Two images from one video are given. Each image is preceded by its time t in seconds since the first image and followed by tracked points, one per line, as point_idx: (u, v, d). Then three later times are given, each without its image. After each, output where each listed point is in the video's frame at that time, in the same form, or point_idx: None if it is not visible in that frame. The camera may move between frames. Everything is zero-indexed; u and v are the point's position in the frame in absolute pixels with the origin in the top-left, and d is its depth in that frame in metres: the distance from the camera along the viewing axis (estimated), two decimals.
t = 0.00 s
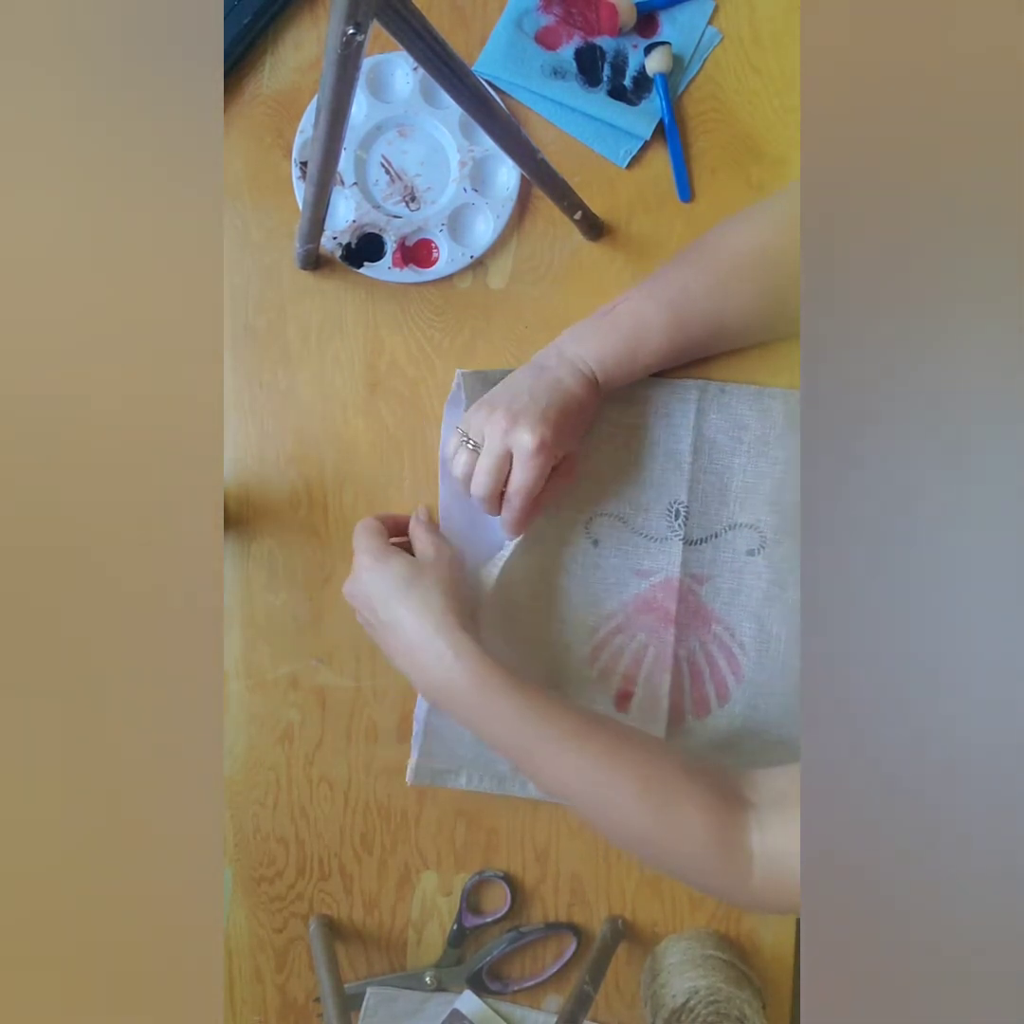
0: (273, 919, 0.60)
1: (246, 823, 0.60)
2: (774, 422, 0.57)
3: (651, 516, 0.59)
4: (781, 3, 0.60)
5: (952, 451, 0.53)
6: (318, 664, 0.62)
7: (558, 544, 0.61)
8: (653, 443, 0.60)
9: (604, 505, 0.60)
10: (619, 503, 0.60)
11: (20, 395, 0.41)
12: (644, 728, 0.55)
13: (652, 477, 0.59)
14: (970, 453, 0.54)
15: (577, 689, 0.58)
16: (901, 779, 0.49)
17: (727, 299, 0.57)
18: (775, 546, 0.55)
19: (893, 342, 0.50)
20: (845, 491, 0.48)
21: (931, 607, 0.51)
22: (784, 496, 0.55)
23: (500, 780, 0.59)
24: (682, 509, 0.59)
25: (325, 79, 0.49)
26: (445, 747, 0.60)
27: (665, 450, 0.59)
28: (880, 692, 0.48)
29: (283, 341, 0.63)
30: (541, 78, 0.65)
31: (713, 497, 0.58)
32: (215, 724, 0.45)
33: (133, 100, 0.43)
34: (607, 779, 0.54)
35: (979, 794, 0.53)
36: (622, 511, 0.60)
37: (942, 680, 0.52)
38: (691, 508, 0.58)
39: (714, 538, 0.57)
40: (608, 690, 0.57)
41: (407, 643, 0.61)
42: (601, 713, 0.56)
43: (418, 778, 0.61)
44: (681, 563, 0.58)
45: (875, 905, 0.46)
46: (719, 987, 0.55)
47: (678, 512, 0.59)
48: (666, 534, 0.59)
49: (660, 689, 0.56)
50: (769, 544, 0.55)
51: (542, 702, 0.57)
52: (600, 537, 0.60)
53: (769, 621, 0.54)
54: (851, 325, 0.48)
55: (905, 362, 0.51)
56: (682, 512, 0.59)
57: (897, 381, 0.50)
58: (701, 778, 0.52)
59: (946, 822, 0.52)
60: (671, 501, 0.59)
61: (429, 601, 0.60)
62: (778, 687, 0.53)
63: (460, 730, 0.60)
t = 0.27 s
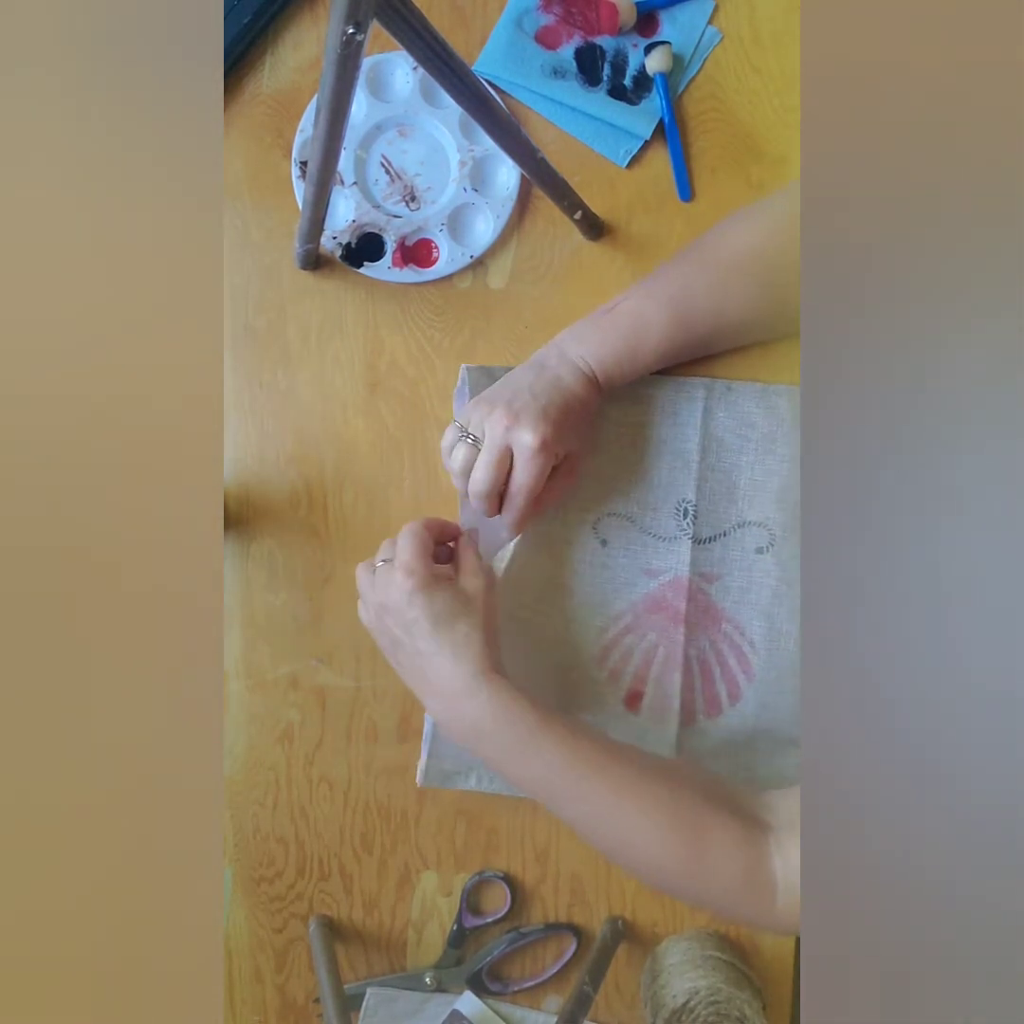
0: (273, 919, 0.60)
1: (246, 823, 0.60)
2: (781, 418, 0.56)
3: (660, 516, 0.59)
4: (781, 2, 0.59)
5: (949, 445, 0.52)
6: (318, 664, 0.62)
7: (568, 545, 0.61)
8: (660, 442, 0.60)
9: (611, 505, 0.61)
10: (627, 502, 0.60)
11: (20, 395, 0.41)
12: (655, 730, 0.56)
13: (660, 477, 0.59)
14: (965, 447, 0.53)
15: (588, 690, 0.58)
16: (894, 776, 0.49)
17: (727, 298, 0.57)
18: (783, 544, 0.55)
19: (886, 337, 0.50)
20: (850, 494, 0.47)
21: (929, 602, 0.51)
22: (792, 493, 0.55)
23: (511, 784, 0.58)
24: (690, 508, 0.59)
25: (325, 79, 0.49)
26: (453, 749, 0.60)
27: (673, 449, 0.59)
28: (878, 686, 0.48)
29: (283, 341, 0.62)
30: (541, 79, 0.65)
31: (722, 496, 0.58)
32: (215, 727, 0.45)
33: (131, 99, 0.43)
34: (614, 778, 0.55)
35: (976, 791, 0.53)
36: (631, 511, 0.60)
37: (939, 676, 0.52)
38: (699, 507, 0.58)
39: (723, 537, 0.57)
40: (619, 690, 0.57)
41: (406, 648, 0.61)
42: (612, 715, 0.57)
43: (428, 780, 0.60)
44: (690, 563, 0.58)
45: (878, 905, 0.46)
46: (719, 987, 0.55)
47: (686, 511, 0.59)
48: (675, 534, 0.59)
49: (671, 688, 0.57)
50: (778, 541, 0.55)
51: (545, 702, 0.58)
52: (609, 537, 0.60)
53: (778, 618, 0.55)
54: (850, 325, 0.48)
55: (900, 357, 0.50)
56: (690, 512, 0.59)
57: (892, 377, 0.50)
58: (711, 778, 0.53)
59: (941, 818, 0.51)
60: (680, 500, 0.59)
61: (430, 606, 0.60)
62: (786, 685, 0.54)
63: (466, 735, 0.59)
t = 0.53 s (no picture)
0: (273, 919, 0.60)
1: (246, 823, 0.60)
2: (768, 415, 0.57)
3: (650, 516, 0.60)
4: (781, 2, 0.59)
5: (948, 441, 0.52)
6: (318, 664, 0.62)
7: (559, 548, 0.61)
8: (649, 443, 0.61)
9: (603, 505, 0.61)
10: (618, 503, 0.60)
11: (18, 396, 0.41)
12: (652, 731, 0.56)
13: (650, 477, 0.60)
14: (965, 443, 0.53)
15: (584, 691, 0.58)
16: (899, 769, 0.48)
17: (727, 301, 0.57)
18: (776, 541, 0.56)
19: (888, 339, 0.49)
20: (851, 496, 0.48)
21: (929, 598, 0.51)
22: (783, 492, 0.57)
23: (511, 787, 0.59)
24: (680, 507, 0.60)
25: (325, 79, 0.49)
26: (458, 751, 0.60)
27: (662, 448, 0.60)
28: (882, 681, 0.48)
29: (283, 341, 0.62)
30: (541, 78, 0.65)
31: (712, 495, 0.59)
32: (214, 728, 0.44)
33: (131, 98, 0.43)
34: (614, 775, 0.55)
35: (977, 788, 0.53)
36: (622, 511, 0.60)
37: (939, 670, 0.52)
38: (689, 506, 0.59)
39: (715, 536, 0.58)
40: (614, 692, 0.57)
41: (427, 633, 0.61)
42: (610, 717, 0.57)
43: (432, 782, 0.60)
44: (682, 561, 0.59)
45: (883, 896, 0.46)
46: (719, 988, 0.55)
47: (678, 510, 0.59)
48: (666, 533, 0.59)
49: (667, 689, 0.57)
50: (769, 538, 0.57)
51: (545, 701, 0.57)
52: (600, 539, 0.60)
53: (773, 615, 0.56)
54: (849, 334, 0.49)
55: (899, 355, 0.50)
56: (681, 510, 0.59)
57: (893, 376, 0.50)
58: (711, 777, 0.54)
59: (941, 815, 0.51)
60: (670, 499, 0.60)
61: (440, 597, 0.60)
62: (783, 682, 0.55)
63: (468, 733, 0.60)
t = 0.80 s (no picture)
0: (272, 919, 0.60)
1: (246, 823, 0.60)
2: (771, 414, 0.57)
3: (654, 515, 0.60)
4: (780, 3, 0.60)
5: (948, 439, 0.52)
6: (318, 664, 0.62)
7: (561, 547, 0.60)
8: (653, 441, 0.60)
9: (606, 504, 0.60)
10: (622, 502, 0.60)
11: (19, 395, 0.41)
12: (655, 729, 0.56)
13: (654, 476, 0.60)
14: (966, 441, 0.53)
15: (587, 690, 0.57)
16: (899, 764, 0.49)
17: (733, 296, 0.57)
18: (779, 541, 0.56)
19: (890, 338, 0.50)
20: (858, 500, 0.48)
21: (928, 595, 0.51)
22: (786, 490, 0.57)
23: (515, 785, 0.59)
24: (684, 506, 0.59)
25: (325, 79, 0.49)
26: (461, 750, 0.60)
27: (666, 448, 0.60)
28: (880, 681, 0.48)
29: (283, 342, 0.62)
30: (540, 78, 0.65)
31: (715, 494, 0.58)
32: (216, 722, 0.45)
33: (130, 96, 0.43)
34: (616, 773, 0.55)
35: (978, 788, 0.53)
36: (625, 511, 0.60)
37: (934, 672, 0.52)
38: (693, 505, 0.59)
39: (718, 536, 0.58)
40: (618, 693, 0.57)
41: (426, 636, 0.61)
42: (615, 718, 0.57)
43: (435, 783, 0.60)
44: (686, 562, 0.58)
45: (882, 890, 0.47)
46: (719, 988, 0.55)
47: (682, 510, 0.59)
48: (670, 533, 0.59)
49: (670, 688, 0.57)
50: (773, 538, 0.57)
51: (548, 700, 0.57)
52: (604, 538, 0.60)
53: (777, 615, 0.56)
54: (852, 340, 0.49)
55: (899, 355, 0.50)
56: (685, 510, 0.59)
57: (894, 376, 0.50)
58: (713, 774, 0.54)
59: (941, 815, 0.51)
60: (675, 499, 0.59)
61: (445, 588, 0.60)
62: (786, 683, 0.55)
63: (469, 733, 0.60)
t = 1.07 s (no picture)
0: (272, 919, 0.60)
1: (246, 823, 0.60)
2: (782, 414, 0.58)
3: (662, 510, 0.60)
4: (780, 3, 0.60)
5: (943, 439, 0.52)
6: (318, 664, 0.62)
7: (569, 539, 0.61)
8: (664, 436, 0.61)
9: (614, 498, 0.61)
10: (630, 496, 0.61)
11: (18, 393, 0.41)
12: (657, 724, 0.56)
13: (664, 472, 0.60)
14: (967, 436, 0.53)
15: (591, 683, 0.58)
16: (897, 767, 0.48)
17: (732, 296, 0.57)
18: (787, 540, 0.57)
19: (884, 339, 0.49)
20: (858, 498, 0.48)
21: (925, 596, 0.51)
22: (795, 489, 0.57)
23: (511, 777, 0.59)
24: (693, 502, 0.60)
25: (326, 80, 0.49)
26: (458, 745, 0.60)
27: (676, 443, 0.60)
28: (881, 675, 0.48)
29: (283, 342, 0.62)
30: (540, 78, 0.65)
31: (724, 491, 0.59)
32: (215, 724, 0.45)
33: (130, 95, 0.43)
34: (615, 773, 0.55)
35: (982, 788, 0.52)
36: (633, 505, 0.60)
37: (941, 670, 0.52)
38: (702, 501, 0.59)
39: (726, 535, 0.58)
40: (621, 687, 0.57)
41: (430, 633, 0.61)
42: (617, 714, 0.57)
43: (428, 779, 0.60)
44: (693, 559, 0.59)
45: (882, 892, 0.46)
46: (719, 988, 0.55)
47: (691, 506, 0.60)
48: (678, 528, 0.60)
49: (674, 684, 0.56)
50: (781, 537, 0.57)
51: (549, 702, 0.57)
52: (612, 532, 0.60)
53: (783, 614, 0.56)
54: (852, 333, 0.48)
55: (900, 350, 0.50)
56: (694, 506, 0.59)
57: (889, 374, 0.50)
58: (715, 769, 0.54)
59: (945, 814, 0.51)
60: (684, 495, 0.60)
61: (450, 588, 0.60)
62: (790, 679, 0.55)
63: (468, 727, 0.61)
